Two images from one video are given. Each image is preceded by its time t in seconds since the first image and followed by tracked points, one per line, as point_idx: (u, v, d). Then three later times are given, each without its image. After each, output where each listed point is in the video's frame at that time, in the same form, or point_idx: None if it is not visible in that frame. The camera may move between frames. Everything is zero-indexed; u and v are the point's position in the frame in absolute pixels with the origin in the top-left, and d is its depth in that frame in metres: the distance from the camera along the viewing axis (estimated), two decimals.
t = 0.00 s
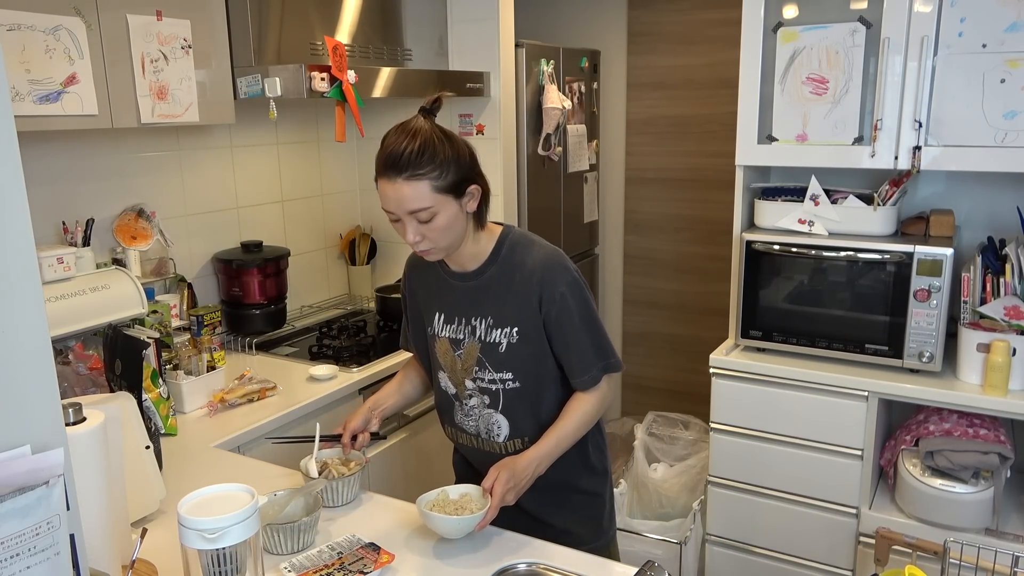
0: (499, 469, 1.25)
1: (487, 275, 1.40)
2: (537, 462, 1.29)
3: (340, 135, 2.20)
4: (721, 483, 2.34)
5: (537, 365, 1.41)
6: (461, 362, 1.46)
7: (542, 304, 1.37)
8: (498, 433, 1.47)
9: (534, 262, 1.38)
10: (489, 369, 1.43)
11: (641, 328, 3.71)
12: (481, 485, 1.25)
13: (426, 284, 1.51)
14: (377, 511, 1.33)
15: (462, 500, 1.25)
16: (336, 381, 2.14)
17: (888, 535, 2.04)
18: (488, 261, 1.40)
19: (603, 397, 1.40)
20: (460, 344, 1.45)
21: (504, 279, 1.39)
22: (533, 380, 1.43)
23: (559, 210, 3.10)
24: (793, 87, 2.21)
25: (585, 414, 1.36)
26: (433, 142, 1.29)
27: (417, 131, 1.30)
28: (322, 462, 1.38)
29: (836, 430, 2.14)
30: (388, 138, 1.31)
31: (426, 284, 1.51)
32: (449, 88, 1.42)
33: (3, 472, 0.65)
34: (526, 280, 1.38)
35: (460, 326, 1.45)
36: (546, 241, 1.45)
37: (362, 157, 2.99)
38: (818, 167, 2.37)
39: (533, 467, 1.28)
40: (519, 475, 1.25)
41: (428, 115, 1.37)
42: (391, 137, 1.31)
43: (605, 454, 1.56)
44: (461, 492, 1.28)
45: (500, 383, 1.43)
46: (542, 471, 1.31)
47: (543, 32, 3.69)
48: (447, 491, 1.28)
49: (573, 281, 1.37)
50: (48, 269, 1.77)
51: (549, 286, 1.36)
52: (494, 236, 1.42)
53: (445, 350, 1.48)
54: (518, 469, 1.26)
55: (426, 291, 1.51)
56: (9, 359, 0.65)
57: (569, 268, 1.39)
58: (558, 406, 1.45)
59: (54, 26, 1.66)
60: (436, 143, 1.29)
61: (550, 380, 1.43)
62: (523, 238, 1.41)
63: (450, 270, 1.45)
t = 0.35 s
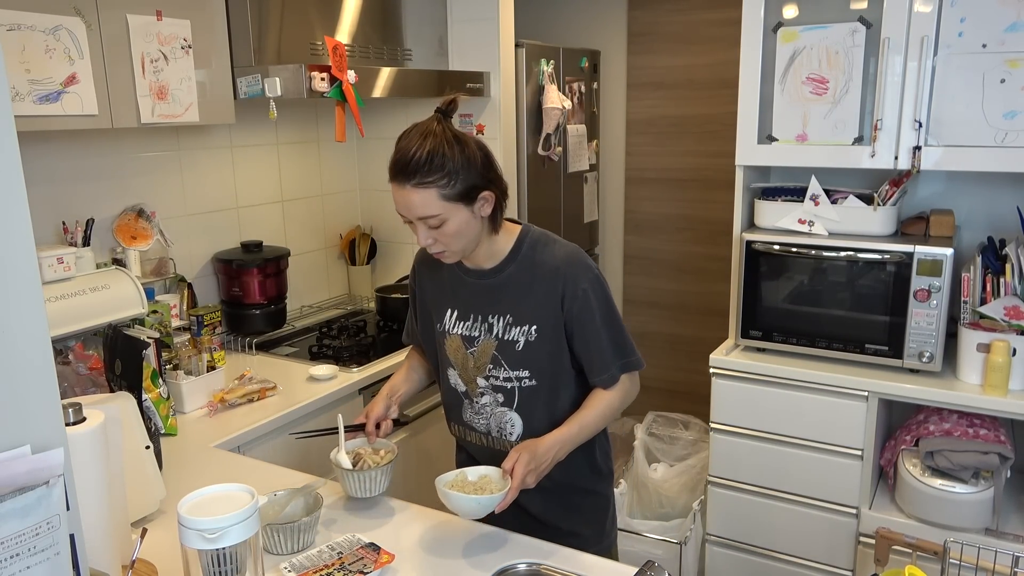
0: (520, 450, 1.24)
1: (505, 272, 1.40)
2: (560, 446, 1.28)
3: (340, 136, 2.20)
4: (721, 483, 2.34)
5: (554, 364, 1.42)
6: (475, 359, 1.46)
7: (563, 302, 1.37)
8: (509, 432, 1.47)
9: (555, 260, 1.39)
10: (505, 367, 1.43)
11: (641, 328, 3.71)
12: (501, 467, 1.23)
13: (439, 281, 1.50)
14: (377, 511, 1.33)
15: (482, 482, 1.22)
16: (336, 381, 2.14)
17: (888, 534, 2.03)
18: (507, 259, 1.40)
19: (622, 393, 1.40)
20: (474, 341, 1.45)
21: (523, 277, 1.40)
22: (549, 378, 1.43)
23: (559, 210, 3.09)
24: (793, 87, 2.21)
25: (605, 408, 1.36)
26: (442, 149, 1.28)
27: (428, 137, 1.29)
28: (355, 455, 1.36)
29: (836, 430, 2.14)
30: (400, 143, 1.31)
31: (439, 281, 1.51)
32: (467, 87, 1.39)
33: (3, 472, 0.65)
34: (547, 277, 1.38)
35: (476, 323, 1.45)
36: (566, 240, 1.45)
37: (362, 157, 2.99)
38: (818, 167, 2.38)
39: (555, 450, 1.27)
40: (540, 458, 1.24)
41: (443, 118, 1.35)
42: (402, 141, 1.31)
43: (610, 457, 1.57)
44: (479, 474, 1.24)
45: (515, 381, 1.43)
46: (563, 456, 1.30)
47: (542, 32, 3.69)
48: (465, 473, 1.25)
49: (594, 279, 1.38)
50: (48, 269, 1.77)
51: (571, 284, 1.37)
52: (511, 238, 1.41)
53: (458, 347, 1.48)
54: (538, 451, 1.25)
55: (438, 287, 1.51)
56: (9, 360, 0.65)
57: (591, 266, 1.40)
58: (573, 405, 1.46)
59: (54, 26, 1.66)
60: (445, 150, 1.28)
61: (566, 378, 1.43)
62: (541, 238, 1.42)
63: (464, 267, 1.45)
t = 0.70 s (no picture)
0: (562, 430, 1.22)
1: (540, 271, 1.40)
2: (603, 428, 1.26)
3: (340, 136, 2.20)
4: (721, 483, 2.34)
5: (587, 363, 1.41)
6: (501, 359, 1.45)
7: (603, 301, 1.37)
8: (535, 432, 1.47)
9: (593, 258, 1.38)
10: (535, 366, 1.42)
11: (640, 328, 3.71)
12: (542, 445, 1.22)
13: (466, 279, 1.50)
14: (378, 511, 1.33)
15: (520, 461, 1.22)
16: (336, 381, 2.14)
17: (888, 535, 2.02)
18: (544, 256, 1.39)
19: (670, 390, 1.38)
20: (502, 341, 1.44)
21: (559, 276, 1.39)
22: (580, 379, 1.42)
23: (559, 211, 3.09)
24: (793, 87, 2.21)
25: (648, 401, 1.35)
26: (502, 131, 1.29)
27: (484, 120, 1.30)
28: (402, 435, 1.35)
29: (836, 430, 2.14)
30: (452, 129, 1.31)
31: (465, 279, 1.50)
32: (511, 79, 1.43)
33: (3, 472, 0.65)
34: (585, 275, 1.38)
35: (505, 321, 1.44)
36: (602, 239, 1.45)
37: (362, 157, 2.99)
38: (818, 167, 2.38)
39: (599, 432, 1.26)
40: (582, 438, 1.23)
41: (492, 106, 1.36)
42: (455, 127, 1.30)
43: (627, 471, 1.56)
44: (518, 452, 1.25)
45: (545, 381, 1.42)
46: (605, 440, 1.28)
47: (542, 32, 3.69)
48: (503, 450, 1.25)
49: (636, 277, 1.37)
50: (47, 269, 1.77)
51: (609, 283, 1.37)
52: (552, 233, 1.41)
53: (485, 346, 1.47)
54: (581, 431, 1.23)
55: (464, 286, 1.50)
56: (10, 359, 0.65)
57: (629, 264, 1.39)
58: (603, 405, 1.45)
59: (54, 26, 1.66)
60: (504, 132, 1.29)
61: (598, 379, 1.43)
62: (579, 236, 1.41)
63: (496, 265, 1.44)
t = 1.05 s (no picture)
0: (643, 412, 1.06)
1: (623, 268, 1.23)
2: (692, 419, 1.09)
3: (340, 136, 2.20)
4: (721, 483, 2.34)
5: (674, 373, 1.23)
6: (574, 370, 1.26)
7: (696, 300, 1.19)
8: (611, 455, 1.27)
9: (685, 253, 1.21)
10: (615, 376, 1.24)
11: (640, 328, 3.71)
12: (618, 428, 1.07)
13: (526, 279, 1.32)
14: (379, 511, 1.33)
15: (591, 443, 1.11)
16: (336, 381, 2.14)
17: (888, 535, 2.00)
18: (627, 254, 1.23)
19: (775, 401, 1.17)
20: (576, 348, 1.25)
21: (644, 274, 1.22)
22: (667, 391, 1.24)
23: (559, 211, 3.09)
24: (793, 87, 2.21)
25: (753, 408, 1.13)
26: (605, 110, 1.14)
27: (586, 97, 1.15)
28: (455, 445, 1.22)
29: (836, 430, 2.14)
30: (547, 104, 1.15)
31: (525, 279, 1.32)
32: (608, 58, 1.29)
33: (3, 472, 0.65)
34: (674, 270, 1.20)
35: (579, 327, 1.25)
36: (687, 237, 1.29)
37: (362, 157, 2.99)
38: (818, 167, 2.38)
39: (686, 424, 1.09)
40: (666, 425, 1.06)
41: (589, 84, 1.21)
42: (550, 103, 1.15)
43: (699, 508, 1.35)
44: (589, 434, 1.13)
45: (627, 396, 1.24)
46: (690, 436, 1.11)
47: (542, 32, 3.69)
48: (572, 429, 1.14)
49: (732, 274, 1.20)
50: (48, 269, 1.77)
51: (700, 279, 1.19)
52: (633, 231, 1.25)
53: (553, 355, 1.27)
54: (665, 417, 1.07)
55: (529, 287, 1.31)
56: (11, 360, 0.65)
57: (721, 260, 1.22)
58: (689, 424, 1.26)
59: (54, 26, 1.66)
60: (608, 111, 1.14)
61: (685, 390, 1.24)
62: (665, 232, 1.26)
63: (570, 263, 1.26)
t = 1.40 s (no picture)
0: (715, 452, 0.92)
1: (688, 272, 1.15)
2: (768, 455, 0.96)
3: (340, 136, 2.20)
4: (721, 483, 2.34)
5: (740, 387, 1.17)
6: (630, 385, 1.20)
7: (767, 308, 1.12)
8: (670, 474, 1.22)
9: (755, 255, 1.14)
10: (677, 393, 1.17)
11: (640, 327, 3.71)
12: (690, 472, 0.91)
13: (578, 283, 1.25)
14: (379, 512, 1.33)
15: (654, 496, 0.95)
16: (336, 381, 2.14)
17: (888, 535, 1.98)
18: (693, 256, 1.15)
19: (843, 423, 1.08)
20: (634, 360, 1.19)
21: (709, 279, 1.15)
22: (733, 406, 1.17)
23: (559, 210, 3.09)
24: (793, 87, 2.21)
25: (825, 435, 1.05)
26: (679, 88, 1.06)
27: (658, 73, 1.07)
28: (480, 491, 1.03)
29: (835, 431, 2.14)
30: (615, 78, 1.07)
31: (578, 284, 1.25)
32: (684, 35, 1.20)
33: (3, 472, 0.65)
34: (744, 273, 1.13)
35: (638, 337, 1.19)
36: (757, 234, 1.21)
37: (362, 157, 2.99)
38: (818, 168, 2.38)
39: (763, 464, 0.95)
40: (744, 467, 0.93)
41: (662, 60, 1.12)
42: (620, 78, 1.06)
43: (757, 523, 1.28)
44: (647, 485, 0.98)
45: (689, 413, 1.18)
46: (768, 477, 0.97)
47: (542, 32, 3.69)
48: (627, 481, 0.99)
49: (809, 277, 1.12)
50: (47, 269, 1.77)
51: (772, 285, 1.12)
52: (698, 230, 1.17)
53: (609, 366, 1.21)
54: (742, 457, 0.93)
55: (585, 292, 1.24)
56: (12, 360, 0.65)
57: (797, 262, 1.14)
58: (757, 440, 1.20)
59: (54, 26, 1.66)
60: (682, 90, 1.06)
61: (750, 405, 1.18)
62: (733, 230, 1.18)
63: (631, 266, 1.19)
